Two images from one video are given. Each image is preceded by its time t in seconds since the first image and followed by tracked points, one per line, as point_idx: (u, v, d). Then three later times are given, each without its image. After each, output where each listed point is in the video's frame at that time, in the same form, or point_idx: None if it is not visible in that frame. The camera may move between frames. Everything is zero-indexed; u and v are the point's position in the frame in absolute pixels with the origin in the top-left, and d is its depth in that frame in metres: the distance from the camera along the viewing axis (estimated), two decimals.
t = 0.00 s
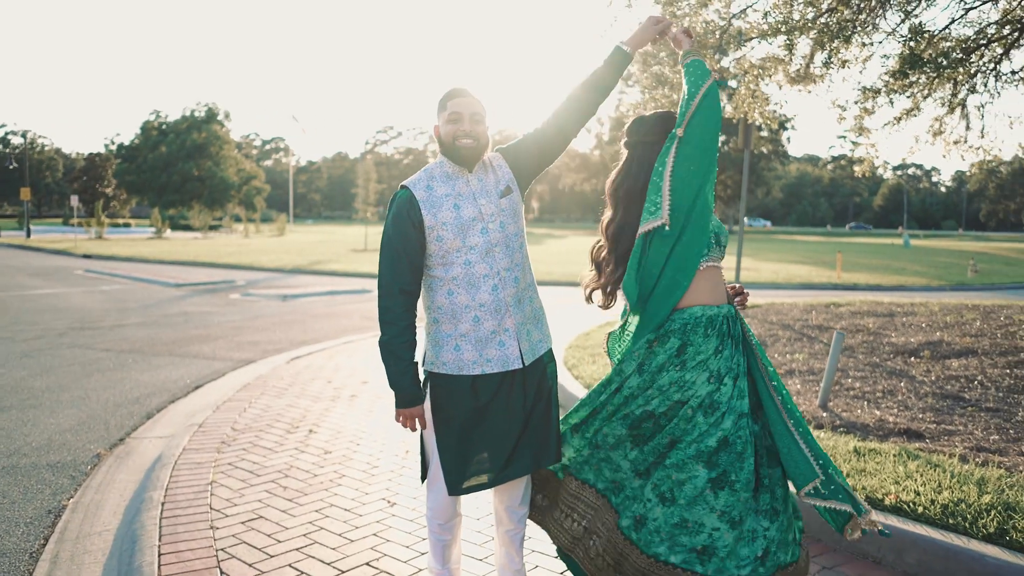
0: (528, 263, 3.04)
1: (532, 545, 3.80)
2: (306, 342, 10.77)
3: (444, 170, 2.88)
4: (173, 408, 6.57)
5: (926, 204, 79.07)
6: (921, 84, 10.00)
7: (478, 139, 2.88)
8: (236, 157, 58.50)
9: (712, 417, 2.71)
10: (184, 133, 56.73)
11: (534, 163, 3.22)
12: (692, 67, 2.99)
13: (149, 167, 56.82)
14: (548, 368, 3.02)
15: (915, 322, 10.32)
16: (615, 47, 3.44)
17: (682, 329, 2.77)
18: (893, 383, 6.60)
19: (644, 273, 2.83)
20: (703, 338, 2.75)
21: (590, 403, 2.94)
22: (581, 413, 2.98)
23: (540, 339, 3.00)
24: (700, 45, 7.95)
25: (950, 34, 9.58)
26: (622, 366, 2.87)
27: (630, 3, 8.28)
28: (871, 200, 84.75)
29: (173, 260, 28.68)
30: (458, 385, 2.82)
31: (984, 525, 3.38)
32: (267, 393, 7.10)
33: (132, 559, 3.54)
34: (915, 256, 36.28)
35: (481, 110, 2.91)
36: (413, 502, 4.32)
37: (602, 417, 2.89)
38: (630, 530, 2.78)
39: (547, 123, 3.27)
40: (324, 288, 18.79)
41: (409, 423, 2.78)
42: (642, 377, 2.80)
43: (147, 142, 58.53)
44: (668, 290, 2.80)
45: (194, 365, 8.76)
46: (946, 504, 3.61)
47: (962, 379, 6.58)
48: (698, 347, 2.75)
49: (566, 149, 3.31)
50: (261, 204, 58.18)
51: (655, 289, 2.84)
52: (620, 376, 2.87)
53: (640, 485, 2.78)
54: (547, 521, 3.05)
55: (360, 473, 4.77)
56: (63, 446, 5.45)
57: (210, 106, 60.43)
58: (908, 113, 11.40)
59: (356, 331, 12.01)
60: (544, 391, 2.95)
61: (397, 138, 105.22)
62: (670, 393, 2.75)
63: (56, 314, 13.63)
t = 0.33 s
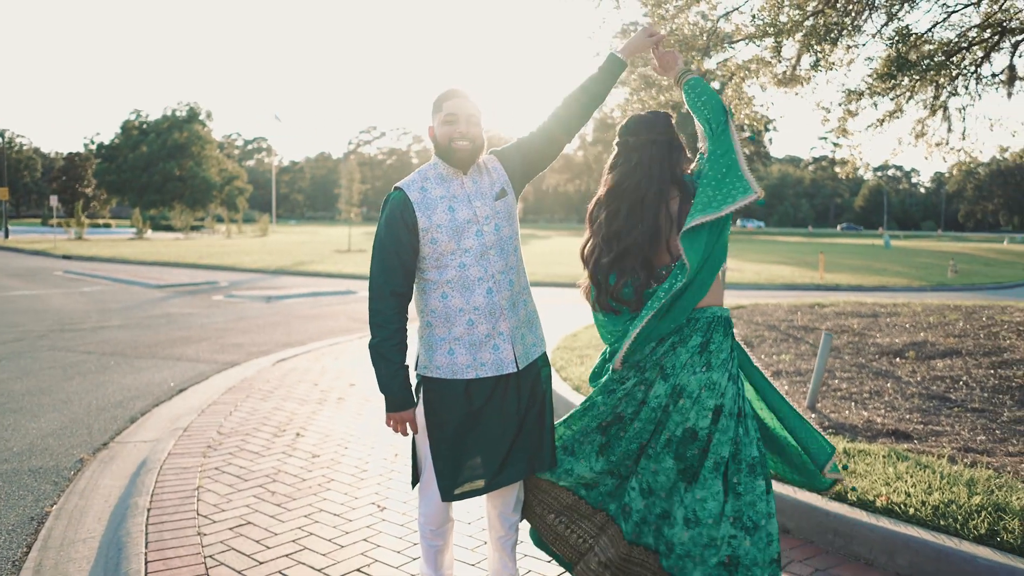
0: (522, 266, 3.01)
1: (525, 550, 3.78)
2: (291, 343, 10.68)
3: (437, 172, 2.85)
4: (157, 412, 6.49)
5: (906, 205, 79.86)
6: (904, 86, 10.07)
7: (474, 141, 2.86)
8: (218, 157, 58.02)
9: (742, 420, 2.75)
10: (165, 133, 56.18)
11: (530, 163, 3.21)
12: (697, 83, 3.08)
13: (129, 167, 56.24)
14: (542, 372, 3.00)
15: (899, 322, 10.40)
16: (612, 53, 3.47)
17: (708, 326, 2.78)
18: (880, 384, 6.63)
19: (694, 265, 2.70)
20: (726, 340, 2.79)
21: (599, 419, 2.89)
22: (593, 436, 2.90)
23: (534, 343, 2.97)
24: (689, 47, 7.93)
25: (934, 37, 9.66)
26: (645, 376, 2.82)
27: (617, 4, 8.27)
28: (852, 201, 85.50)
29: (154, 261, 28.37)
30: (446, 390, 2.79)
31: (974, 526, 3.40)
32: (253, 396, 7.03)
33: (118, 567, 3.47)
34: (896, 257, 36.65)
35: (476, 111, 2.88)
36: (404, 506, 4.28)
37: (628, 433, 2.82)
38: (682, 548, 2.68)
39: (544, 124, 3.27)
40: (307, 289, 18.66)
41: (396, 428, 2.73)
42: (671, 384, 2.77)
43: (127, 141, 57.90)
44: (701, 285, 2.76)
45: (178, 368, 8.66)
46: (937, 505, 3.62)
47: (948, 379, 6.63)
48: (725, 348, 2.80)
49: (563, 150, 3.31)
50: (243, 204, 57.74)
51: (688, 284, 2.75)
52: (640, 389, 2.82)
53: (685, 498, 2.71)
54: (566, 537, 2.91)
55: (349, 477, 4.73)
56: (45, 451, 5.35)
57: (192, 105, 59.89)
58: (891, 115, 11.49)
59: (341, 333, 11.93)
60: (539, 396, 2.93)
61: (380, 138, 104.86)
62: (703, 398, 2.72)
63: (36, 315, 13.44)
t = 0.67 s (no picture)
0: (516, 269, 2.98)
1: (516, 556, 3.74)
2: (277, 345, 10.59)
3: (432, 172, 2.81)
4: (141, 415, 6.40)
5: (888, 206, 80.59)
6: (889, 87, 10.13)
7: (469, 142, 2.82)
8: (200, 156, 57.53)
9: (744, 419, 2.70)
10: (147, 132, 55.64)
11: (522, 166, 3.20)
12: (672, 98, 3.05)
13: (110, 167, 55.66)
14: (536, 374, 2.98)
15: (885, 322, 10.47)
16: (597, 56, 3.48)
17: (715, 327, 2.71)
18: (868, 384, 6.66)
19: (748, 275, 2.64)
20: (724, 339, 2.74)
21: (594, 414, 2.72)
22: (583, 432, 2.73)
23: (529, 346, 2.95)
24: (676, 48, 7.93)
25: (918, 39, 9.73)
26: (655, 376, 2.62)
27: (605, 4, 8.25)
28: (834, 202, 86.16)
29: (135, 262, 28.06)
30: (440, 395, 2.75)
31: (967, 527, 3.40)
32: (239, 398, 6.95)
33: None
34: (877, 257, 37.03)
35: (472, 111, 2.84)
36: (394, 511, 4.23)
37: (625, 428, 2.64)
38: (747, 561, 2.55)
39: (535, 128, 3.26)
40: (292, 290, 18.53)
41: (392, 430, 2.71)
42: (682, 381, 2.61)
43: (108, 140, 57.26)
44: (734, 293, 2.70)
45: (161, 370, 8.56)
46: (928, 506, 3.62)
47: (934, 379, 6.67)
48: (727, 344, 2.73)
49: (554, 154, 3.30)
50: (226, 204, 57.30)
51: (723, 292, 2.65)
52: (644, 387, 2.64)
53: (698, 501, 2.58)
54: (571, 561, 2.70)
55: (338, 481, 4.67)
56: (26, 456, 5.26)
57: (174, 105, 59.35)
58: (875, 116, 11.57)
59: (327, 334, 11.85)
60: (533, 401, 2.90)
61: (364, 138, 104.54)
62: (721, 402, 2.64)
63: (16, 318, 13.23)
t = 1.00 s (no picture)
0: (509, 271, 2.96)
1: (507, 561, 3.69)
2: (262, 347, 10.50)
3: (426, 172, 2.76)
4: (124, 418, 6.31)
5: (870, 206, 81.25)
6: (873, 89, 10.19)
7: (466, 143, 2.77)
8: (183, 156, 57.06)
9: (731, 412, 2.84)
10: (129, 132, 55.11)
11: (513, 164, 3.19)
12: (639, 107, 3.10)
13: (92, 167, 55.10)
14: (529, 377, 2.95)
15: (870, 322, 10.53)
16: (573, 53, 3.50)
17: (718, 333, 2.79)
18: (856, 384, 6.68)
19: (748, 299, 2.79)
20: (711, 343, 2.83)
21: (620, 442, 2.61)
22: (613, 465, 2.61)
23: (523, 347, 2.92)
24: (664, 49, 7.93)
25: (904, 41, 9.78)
26: (683, 391, 2.61)
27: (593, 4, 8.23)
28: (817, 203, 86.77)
29: (116, 263, 27.74)
30: (435, 398, 2.71)
31: (959, 528, 3.40)
32: (224, 401, 6.87)
33: None
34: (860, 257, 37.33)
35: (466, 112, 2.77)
36: (384, 515, 4.18)
37: (663, 451, 2.58)
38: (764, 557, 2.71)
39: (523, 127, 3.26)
40: (276, 291, 18.43)
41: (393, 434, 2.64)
42: (700, 394, 2.64)
43: (89, 140, 56.60)
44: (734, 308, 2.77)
45: (144, 373, 8.45)
46: (920, 507, 3.62)
47: (921, 379, 6.70)
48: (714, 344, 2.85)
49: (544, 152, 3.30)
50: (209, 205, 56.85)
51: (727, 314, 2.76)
52: (669, 405, 2.60)
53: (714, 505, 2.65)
54: None
55: (326, 485, 4.62)
56: (6, 461, 5.16)
57: (155, 104, 58.80)
58: (860, 117, 11.63)
59: (312, 335, 11.76)
60: (525, 402, 2.88)
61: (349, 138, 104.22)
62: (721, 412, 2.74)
63: None
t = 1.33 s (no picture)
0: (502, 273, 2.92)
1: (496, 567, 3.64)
2: (245, 348, 10.38)
3: (419, 172, 2.72)
4: (106, 422, 6.20)
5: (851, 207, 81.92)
6: (858, 90, 10.23)
7: (461, 142, 2.72)
8: (164, 156, 56.55)
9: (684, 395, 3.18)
10: (110, 131, 54.55)
11: (506, 165, 3.18)
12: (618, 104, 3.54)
13: (71, 167, 54.45)
14: (523, 379, 2.90)
15: (856, 323, 10.57)
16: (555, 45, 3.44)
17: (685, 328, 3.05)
18: (844, 384, 6.70)
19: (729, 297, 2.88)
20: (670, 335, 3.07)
21: (671, 460, 2.71)
22: (670, 482, 2.71)
23: (517, 349, 2.88)
24: (652, 50, 7.93)
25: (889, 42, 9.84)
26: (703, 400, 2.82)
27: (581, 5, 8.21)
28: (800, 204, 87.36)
29: (97, 263, 27.42)
30: (433, 401, 2.66)
31: (953, 530, 3.39)
32: (208, 404, 6.78)
33: None
34: (842, 257, 37.61)
35: (462, 114, 2.73)
36: (373, 519, 4.11)
37: (698, 457, 2.77)
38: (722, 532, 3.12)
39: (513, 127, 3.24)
40: (260, 292, 18.26)
41: (399, 438, 2.59)
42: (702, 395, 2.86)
43: (68, 139, 55.97)
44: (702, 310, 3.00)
45: (126, 375, 8.32)
46: (913, 509, 3.61)
47: (908, 380, 6.72)
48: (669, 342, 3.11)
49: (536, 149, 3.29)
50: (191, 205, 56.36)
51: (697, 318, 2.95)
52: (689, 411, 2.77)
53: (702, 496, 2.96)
54: None
55: (313, 489, 4.54)
56: None
57: (136, 103, 58.22)
58: (845, 119, 11.69)
59: (297, 336, 11.65)
60: (520, 405, 2.83)
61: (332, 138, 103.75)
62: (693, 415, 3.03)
63: None
